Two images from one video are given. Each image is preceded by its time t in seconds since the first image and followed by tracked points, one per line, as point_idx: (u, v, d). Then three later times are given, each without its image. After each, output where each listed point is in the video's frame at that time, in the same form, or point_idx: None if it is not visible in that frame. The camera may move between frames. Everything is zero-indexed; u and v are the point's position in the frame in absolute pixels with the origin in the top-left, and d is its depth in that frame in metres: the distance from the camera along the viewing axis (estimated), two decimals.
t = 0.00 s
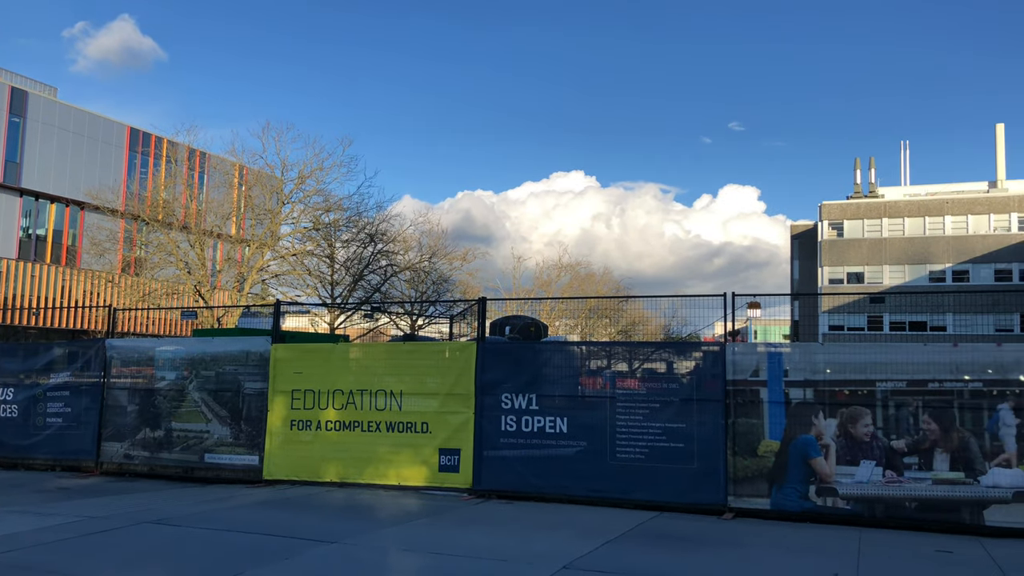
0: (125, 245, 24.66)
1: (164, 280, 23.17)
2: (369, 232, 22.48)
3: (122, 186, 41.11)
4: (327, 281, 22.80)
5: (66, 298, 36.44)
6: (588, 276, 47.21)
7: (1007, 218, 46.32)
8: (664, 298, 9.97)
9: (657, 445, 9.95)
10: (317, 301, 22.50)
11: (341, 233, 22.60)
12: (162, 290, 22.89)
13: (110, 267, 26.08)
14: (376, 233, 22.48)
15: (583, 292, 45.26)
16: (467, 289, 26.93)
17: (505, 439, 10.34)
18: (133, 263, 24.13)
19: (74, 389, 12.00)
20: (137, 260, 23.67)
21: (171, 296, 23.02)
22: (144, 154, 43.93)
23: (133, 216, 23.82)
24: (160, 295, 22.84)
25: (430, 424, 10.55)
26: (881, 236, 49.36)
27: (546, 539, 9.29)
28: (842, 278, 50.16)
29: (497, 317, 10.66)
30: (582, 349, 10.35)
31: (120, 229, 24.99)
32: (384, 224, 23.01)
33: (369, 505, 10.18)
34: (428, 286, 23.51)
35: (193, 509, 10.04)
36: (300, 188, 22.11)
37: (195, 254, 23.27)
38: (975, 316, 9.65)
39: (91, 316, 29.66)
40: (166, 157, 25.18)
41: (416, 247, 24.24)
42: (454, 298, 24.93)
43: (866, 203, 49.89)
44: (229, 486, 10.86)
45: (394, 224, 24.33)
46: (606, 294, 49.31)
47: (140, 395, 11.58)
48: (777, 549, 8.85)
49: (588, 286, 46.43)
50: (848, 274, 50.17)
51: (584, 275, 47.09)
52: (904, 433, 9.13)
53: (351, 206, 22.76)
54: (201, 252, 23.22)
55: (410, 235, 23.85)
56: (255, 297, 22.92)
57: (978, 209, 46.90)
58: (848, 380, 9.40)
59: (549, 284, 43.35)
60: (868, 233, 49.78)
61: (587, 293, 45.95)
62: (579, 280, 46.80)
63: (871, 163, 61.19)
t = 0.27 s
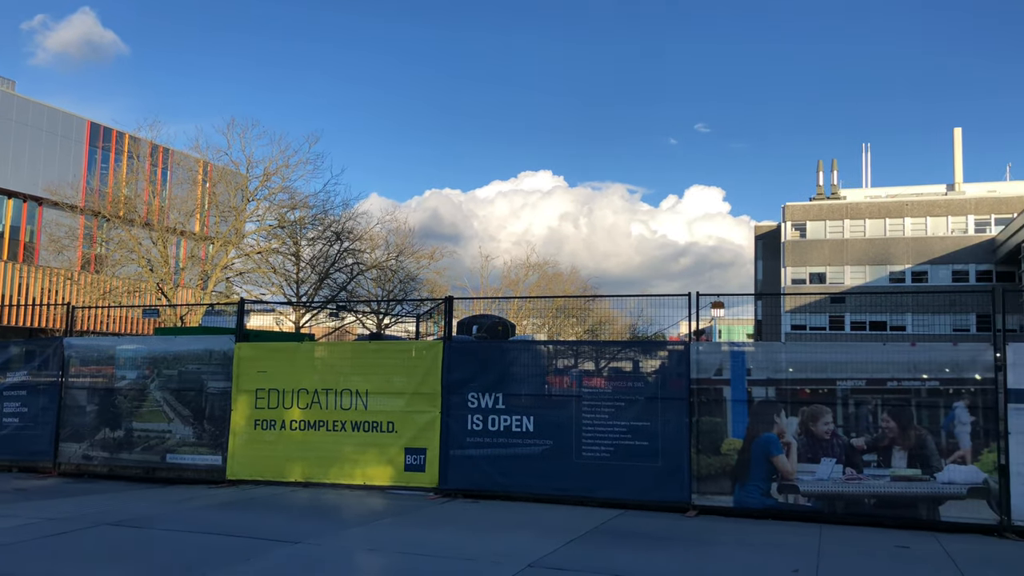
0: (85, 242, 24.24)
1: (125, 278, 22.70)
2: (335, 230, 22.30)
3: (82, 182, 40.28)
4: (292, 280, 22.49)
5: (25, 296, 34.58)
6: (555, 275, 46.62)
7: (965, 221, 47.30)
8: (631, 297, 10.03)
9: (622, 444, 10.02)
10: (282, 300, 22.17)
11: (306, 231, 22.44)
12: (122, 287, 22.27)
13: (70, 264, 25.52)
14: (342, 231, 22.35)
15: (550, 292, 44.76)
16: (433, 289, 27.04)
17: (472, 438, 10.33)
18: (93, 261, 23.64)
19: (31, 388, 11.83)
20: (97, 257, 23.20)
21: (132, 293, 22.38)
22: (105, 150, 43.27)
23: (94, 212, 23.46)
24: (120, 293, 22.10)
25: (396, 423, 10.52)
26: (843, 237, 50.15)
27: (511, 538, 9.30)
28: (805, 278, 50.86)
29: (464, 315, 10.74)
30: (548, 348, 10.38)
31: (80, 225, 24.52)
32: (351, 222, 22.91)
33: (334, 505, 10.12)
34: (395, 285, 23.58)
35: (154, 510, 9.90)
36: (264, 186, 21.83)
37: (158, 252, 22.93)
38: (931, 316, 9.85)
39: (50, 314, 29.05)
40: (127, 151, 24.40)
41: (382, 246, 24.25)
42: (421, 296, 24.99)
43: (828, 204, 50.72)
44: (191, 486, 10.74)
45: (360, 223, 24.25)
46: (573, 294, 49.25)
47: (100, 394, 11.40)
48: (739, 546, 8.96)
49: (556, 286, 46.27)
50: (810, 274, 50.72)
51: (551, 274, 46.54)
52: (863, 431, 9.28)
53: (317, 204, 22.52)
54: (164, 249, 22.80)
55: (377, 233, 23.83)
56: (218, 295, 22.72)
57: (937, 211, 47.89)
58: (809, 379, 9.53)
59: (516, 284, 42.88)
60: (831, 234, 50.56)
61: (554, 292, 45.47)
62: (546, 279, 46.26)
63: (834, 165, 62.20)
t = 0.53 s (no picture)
0: (48, 238, 23.47)
1: (90, 276, 22.42)
2: (305, 229, 22.11)
3: (45, 178, 39.47)
4: (262, 278, 22.20)
5: None
6: (528, 274, 45.27)
7: (929, 223, 48.01)
8: (603, 298, 10.05)
9: (592, 443, 10.05)
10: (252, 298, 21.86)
11: (276, 229, 22.17)
12: (88, 285, 21.91)
13: (32, 262, 25.00)
14: (313, 230, 22.13)
15: (524, 291, 43.94)
16: (404, 287, 27.28)
17: (443, 437, 10.31)
18: (57, 258, 23.11)
19: None
20: (61, 254, 22.56)
21: (98, 291, 21.98)
22: (70, 145, 42.57)
23: (58, 209, 22.90)
24: (85, 291, 21.72)
25: (366, 423, 10.46)
26: (811, 238, 50.79)
27: (482, 538, 9.30)
28: (773, 278, 51.42)
29: (435, 315, 10.73)
30: (520, 348, 10.37)
31: (42, 222, 23.82)
32: (321, 220, 22.76)
33: (303, 505, 10.05)
34: (366, 284, 23.79)
35: (119, 511, 9.75)
36: (232, 183, 21.49)
37: (124, 249, 22.62)
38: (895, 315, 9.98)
39: (12, 312, 28.44)
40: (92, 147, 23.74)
41: (353, 245, 24.34)
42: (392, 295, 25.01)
43: (796, 205, 51.33)
44: (157, 487, 10.60)
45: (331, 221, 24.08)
46: (547, 294, 48.90)
47: (63, 394, 11.24)
48: (707, 544, 9.03)
49: (529, 284, 45.06)
50: (778, 274, 51.40)
51: (523, 273, 45.69)
52: (830, 430, 9.37)
53: (287, 202, 22.28)
54: (131, 247, 22.43)
55: (348, 232, 23.83)
56: (187, 293, 22.68)
57: (902, 212, 48.61)
58: (777, 378, 9.62)
59: (489, 282, 41.72)
60: (798, 235, 51.18)
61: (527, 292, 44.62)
62: (519, 279, 45.27)
63: (802, 167, 63.04)
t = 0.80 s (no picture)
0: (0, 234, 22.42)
1: (48, 273, 22.09)
2: (269, 226, 21.95)
3: None
4: (225, 276, 22.04)
5: None
6: (493, 273, 45.33)
7: (889, 223, 48.74)
8: (569, 296, 10.13)
9: (558, 441, 10.09)
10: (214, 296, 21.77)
11: (240, 226, 21.83)
12: (45, 282, 21.73)
13: None
14: (277, 227, 21.97)
15: (489, 289, 43.71)
16: (370, 286, 27.07)
17: (408, 436, 10.28)
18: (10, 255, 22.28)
19: None
20: (16, 251, 21.86)
21: (56, 289, 21.85)
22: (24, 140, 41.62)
23: (13, 204, 22.07)
24: (43, 288, 21.55)
25: (331, 423, 10.39)
26: (773, 239, 51.44)
27: (447, 537, 9.29)
28: (736, 278, 52.00)
29: (401, 314, 10.70)
30: (486, 347, 10.37)
31: None
32: (285, 217, 22.58)
33: (266, 506, 9.95)
34: (332, 283, 23.41)
35: (76, 513, 9.58)
36: (196, 180, 21.21)
37: (83, 246, 22.29)
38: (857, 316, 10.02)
39: None
40: (47, 142, 23.08)
41: (318, 243, 24.05)
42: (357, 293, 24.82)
43: (759, 207, 51.94)
44: (116, 489, 10.44)
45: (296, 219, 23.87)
46: (514, 292, 48.69)
47: (19, 394, 11.05)
48: (671, 541, 9.11)
49: (495, 282, 44.81)
50: (741, 274, 52.17)
51: (490, 273, 45.15)
52: (791, 428, 9.48)
53: (251, 199, 22.05)
54: (90, 243, 22.19)
55: (312, 230, 23.53)
56: (148, 291, 22.50)
57: (862, 214, 49.38)
58: (739, 377, 9.72)
59: (455, 281, 41.71)
60: (761, 236, 51.80)
61: (494, 291, 44.37)
62: (485, 277, 45.03)
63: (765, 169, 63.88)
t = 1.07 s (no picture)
0: None
1: (9, 270, 21.68)
2: (238, 224, 21.68)
3: None
4: (192, 274, 21.89)
5: None
6: (465, 273, 44.37)
7: (854, 226, 49.59)
8: (541, 296, 10.08)
9: (527, 441, 10.10)
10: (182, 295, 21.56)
11: (208, 224, 21.53)
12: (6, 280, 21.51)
13: None
14: (246, 225, 21.70)
15: (461, 289, 42.91)
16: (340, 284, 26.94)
17: (377, 436, 10.24)
18: None
19: None
20: None
21: (17, 287, 21.67)
22: None
23: None
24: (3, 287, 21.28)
25: (299, 422, 10.33)
26: (741, 239, 51.95)
27: (416, 537, 9.26)
28: (705, 279, 52.42)
29: (372, 313, 10.76)
30: (457, 346, 10.36)
31: None
32: (254, 215, 22.29)
33: (233, 506, 9.86)
34: (300, 281, 23.65)
35: (38, 515, 9.41)
36: (163, 176, 20.84)
37: (45, 243, 21.71)
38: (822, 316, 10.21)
39: None
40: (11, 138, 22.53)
41: (288, 241, 23.81)
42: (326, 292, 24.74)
43: (728, 207, 52.46)
44: (79, 490, 10.29)
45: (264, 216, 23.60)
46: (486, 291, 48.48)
47: None
48: (639, 540, 9.15)
49: (467, 284, 44.68)
50: (710, 274, 52.47)
51: (461, 272, 44.62)
52: (758, 426, 9.57)
53: (219, 196, 21.78)
54: (52, 240, 21.58)
55: (281, 228, 23.30)
56: (113, 289, 22.26)
57: (828, 215, 50.15)
58: (707, 375, 9.80)
59: (428, 279, 41.28)
60: (730, 236, 52.28)
61: (465, 290, 43.42)
62: (456, 276, 44.43)
63: (734, 171, 64.54)
